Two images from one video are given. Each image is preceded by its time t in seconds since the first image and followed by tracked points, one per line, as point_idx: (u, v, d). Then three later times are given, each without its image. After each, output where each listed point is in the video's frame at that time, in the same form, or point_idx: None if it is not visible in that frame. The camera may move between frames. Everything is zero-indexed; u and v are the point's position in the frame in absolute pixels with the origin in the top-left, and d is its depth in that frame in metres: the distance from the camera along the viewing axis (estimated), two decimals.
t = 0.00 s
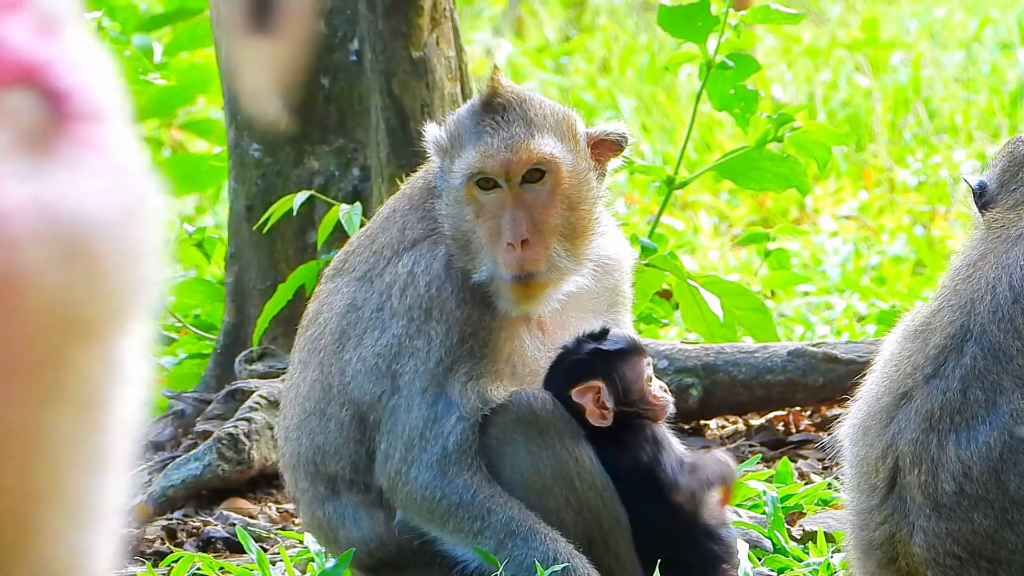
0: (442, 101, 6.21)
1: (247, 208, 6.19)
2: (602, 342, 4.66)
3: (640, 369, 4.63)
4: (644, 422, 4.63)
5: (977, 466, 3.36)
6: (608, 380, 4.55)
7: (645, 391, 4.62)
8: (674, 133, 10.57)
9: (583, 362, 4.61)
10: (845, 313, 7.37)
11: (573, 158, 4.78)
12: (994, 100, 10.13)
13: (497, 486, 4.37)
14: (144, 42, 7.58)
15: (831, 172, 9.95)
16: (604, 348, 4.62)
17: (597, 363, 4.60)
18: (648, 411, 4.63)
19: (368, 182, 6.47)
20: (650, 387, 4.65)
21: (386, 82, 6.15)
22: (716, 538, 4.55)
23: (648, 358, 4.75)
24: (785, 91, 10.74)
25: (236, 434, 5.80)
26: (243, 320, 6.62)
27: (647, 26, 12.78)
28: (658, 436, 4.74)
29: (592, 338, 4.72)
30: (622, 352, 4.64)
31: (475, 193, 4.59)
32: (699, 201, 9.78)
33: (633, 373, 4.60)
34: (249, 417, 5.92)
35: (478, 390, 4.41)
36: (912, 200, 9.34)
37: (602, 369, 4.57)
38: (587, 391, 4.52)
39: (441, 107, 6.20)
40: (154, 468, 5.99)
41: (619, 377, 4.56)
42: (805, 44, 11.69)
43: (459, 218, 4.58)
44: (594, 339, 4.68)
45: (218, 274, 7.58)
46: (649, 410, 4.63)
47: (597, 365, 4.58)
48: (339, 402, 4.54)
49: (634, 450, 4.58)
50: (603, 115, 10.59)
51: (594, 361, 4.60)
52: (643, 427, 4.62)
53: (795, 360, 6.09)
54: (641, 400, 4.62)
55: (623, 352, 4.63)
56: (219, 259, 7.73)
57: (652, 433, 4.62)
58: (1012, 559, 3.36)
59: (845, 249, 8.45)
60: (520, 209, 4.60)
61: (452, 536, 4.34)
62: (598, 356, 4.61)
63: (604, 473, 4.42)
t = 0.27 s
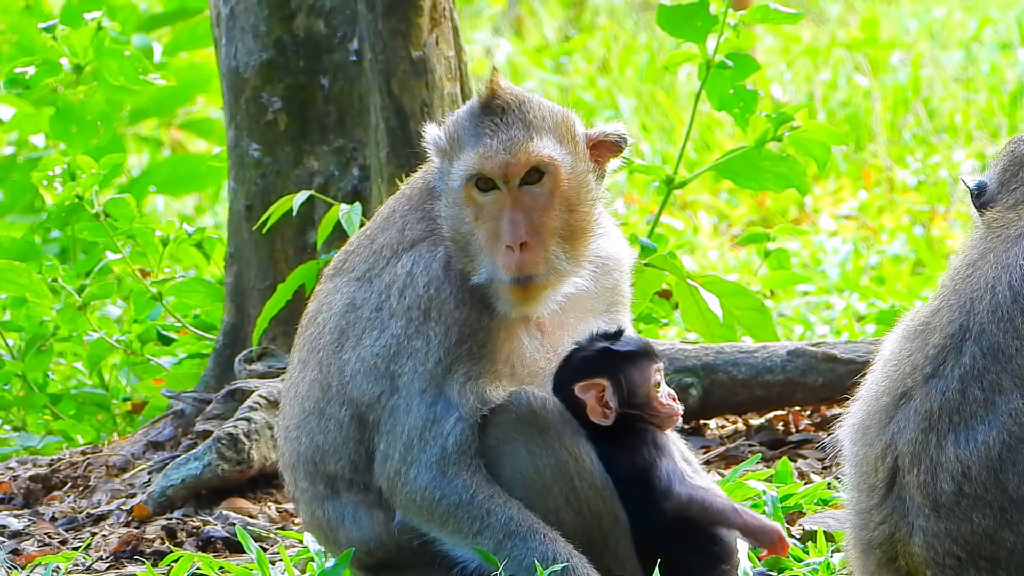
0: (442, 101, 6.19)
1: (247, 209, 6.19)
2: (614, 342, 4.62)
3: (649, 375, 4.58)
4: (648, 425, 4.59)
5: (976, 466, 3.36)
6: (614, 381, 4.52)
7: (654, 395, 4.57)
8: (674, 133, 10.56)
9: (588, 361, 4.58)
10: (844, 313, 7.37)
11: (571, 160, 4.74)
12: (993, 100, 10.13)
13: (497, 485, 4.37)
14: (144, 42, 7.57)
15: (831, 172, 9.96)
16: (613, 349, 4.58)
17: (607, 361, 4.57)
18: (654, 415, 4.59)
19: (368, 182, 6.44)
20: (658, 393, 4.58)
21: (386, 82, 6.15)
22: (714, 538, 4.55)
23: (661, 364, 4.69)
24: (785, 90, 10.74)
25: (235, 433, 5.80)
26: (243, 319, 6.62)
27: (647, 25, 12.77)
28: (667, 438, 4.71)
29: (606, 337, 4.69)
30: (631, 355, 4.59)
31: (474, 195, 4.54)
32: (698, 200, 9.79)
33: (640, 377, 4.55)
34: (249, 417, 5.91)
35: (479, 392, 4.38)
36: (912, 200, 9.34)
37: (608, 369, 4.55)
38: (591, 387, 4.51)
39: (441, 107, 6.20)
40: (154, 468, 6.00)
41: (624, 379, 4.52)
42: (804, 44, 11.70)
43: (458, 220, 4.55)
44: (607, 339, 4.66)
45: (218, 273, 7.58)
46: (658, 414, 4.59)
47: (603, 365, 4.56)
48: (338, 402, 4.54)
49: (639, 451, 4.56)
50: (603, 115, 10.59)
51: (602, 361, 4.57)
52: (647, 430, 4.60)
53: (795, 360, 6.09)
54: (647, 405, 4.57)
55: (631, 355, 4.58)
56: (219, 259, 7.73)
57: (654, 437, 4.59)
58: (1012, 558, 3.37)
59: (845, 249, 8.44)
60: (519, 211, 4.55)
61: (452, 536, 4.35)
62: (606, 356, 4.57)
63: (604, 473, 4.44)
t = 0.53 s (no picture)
0: (441, 99, 6.19)
1: (246, 207, 6.18)
2: (617, 342, 4.62)
3: (651, 374, 4.57)
4: (649, 425, 4.59)
5: (975, 464, 3.36)
6: (615, 380, 4.52)
7: (655, 394, 4.57)
8: (673, 131, 10.56)
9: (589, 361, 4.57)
10: (844, 311, 7.37)
11: (569, 161, 4.72)
12: (992, 98, 10.13)
13: (496, 483, 4.37)
14: (143, 39, 7.57)
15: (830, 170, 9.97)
16: (616, 348, 4.58)
17: (610, 359, 4.56)
18: (655, 414, 4.58)
19: (367, 179, 6.44)
20: (659, 393, 4.58)
21: (384, 80, 6.15)
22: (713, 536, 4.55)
23: (664, 363, 4.68)
24: (784, 88, 10.74)
25: (234, 431, 5.80)
26: (242, 317, 6.62)
27: (646, 23, 12.75)
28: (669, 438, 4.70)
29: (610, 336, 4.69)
30: (633, 355, 4.58)
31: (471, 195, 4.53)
32: (697, 198, 9.81)
33: (641, 377, 4.55)
34: (247, 414, 5.88)
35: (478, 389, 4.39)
36: (911, 198, 9.35)
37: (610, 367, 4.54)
38: (592, 386, 4.52)
39: (440, 105, 6.19)
40: (153, 465, 6.00)
41: (625, 378, 4.52)
42: (803, 41, 11.70)
43: (455, 220, 4.54)
44: (611, 338, 4.65)
45: (217, 271, 7.58)
46: (660, 414, 4.58)
47: (604, 364, 4.55)
48: (337, 399, 4.54)
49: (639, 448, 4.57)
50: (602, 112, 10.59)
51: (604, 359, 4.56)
52: (648, 430, 4.59)
53: (794, 357, 6.09)
54: (648, 404, 4.56)
55: (634, 354, 4.58)
56: (218, 256, 7.73)
57: (655, 437, 4.59)
58: (1010, 556, 3.37)
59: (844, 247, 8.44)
60: (516, 212, 4.54)
61: (451, 534, 4.35)
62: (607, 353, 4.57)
63: (604, 471, 4.44)
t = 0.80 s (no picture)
0: (440, 94, 6.19)
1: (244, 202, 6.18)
2: (618, 338, 4.65)
3: (651, 369, 4.60)
4: (649, 422, 4.59)
5: (974, 460, 3.36)
6: (614, 376, 4.56)
7: (656, 391, 4.58)
8: (671, 126, 10.56)
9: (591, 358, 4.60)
10: (842, 306, 7.38)
11: (554, 155, 4.63)
12: (991, 93, 10.13)
13: (494, 479, 4.37)
14: (141, 34, 7.56)
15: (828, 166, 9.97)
16: (616, 344, 4.62)
17: (610, 355, 4.59)
18: (655, 410, 4.59)
19: (366, 175, 6.43)
20: (662, 389, 4.59)
21: (383, 76, 6.14)
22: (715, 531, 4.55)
23: (665, 360, 4.69)
24: (782, 84, 10.73)
25: (232, 427, 5.80)
26: (240, 313, 6.61)
27: (644, 18, 12.75)
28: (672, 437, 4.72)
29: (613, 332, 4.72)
30: (633, 351, 4.60)
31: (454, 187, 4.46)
32: (696, 194, 9.81)
33: (641, 372, 4.58)
34: (246, 411, 5.90)
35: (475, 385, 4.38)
36: (909, 194, 9.35)
37: (609, 363, 4.57)
38: (591, 381, 4.56)
39: (438, 101, 6.19)
40: (151, 461, 6.00)
41: (624, 373, 4.56)
42: (802, 37, 11.70)
43: (441, 213, 4.49)
44: (612, 335, 4.69)
45: (216, 267, 7.58)
46: (661, 410, 4.59)
47: (603, 360, 4.58)
48: (335, 394, 4.55)
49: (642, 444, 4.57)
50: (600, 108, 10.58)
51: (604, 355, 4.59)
52: (649, 428, 4.59)
53: (792, 353, 6.10)
54: (649, 399, 4.58)
55: (634, 350, 4.60)
56: (217, 252, 7.73)
57: (655, 435, 4.59)
58: (1009, 553, 3.37)
59: (842, 243, 8.44)
60: (497, 205, 4.45)
61: (449, 530, 4.35)
62: (607, 349, 4.60)
63: (603, 467, 4.44)
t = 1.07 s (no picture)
0: (439, 90, 6.18)
1: (243, 198, 6.17)
2: (618, 334, 4.66)
3: (651, 365, 4.59)
4: (649, 418, 4.60)
5: (973, 455, 3.37)
6: (614, 373, 4.56)
7: (656, 387, 4.59)
8: (670, 122, 10.56)
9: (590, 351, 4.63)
10: (841, 302, 7.38)
11: (538, 151, 4.63)
12: (990, 89, 10.12)
13: (493, 475, 4.37)
14: (140, 30, 7.54)
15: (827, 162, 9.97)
16: (616, 340, 4.62)
17: (609, 350, 4.61)
18: (654, 405, 4.59)
19: (365, 171, 6.43)
20: (661, 384, 4.59)
21: (382, 71, 6.14)
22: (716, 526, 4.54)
23: (665, 356, 4.69)
24: (781, 80, 10.73)
25: (231, 423, 5.80)
26: (239, 308, 6.61)
27: (644, 14, 12.74)
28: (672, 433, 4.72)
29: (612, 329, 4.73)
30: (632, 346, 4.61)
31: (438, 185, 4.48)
32: (695, 189, 9.81)
33: (641, 368, 4.58)
34: (244, 406, 5.89)
35: (473, 381, 4.38)
36: (908, 190, 9.35)
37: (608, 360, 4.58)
38: (592, 377, 4.56)
39: (437, 96, 6.18)
40: (150, 456, 6.00)
41: (624, 369, 4.55)
42: (801, 32, 11.69)
43: (427, 211, 4.50)
44: (613, 331, 4.70)
45: (215, 263, 7.58)
46: (660, 406, 4.59)
47: (603, 356, 4.59)
48: (333, 389, 4.55)
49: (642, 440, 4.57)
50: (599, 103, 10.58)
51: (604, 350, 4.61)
52: (649, 424, 4.60)
53: (791, 349, 6.10)
54: (648, 395, 4.58)
55: (634, 346, 4.61)
56: (216, 248, 7.73)
57: (655, 431, 4.60)
58: (1009, 549, 3.37)
59: (841, 239, 8.43)
60: (479, 203, 4.47)
61: (448, 525, 4.35)
62: (607, 344, 4.62)
63: (603, 463, 4.45)
